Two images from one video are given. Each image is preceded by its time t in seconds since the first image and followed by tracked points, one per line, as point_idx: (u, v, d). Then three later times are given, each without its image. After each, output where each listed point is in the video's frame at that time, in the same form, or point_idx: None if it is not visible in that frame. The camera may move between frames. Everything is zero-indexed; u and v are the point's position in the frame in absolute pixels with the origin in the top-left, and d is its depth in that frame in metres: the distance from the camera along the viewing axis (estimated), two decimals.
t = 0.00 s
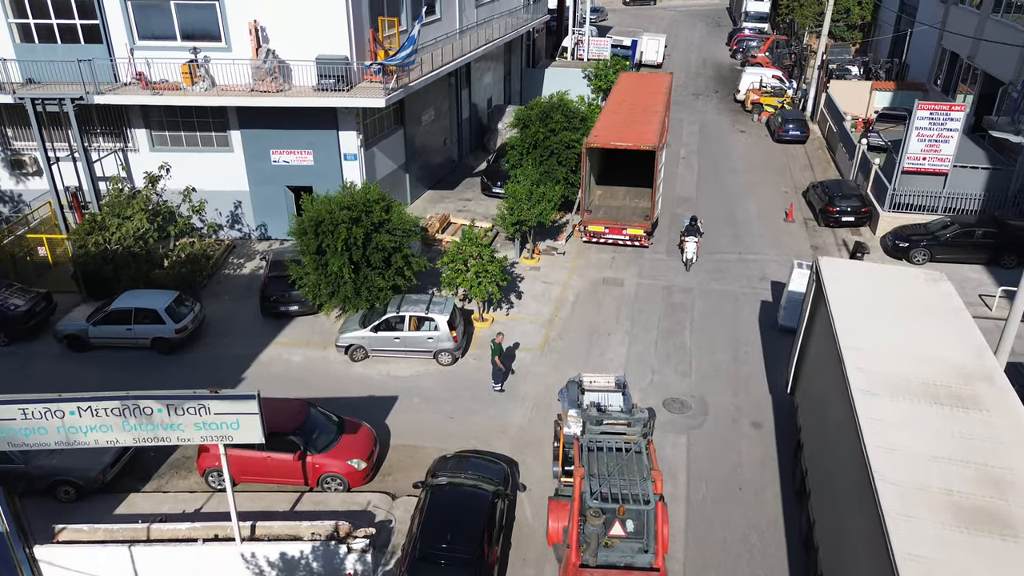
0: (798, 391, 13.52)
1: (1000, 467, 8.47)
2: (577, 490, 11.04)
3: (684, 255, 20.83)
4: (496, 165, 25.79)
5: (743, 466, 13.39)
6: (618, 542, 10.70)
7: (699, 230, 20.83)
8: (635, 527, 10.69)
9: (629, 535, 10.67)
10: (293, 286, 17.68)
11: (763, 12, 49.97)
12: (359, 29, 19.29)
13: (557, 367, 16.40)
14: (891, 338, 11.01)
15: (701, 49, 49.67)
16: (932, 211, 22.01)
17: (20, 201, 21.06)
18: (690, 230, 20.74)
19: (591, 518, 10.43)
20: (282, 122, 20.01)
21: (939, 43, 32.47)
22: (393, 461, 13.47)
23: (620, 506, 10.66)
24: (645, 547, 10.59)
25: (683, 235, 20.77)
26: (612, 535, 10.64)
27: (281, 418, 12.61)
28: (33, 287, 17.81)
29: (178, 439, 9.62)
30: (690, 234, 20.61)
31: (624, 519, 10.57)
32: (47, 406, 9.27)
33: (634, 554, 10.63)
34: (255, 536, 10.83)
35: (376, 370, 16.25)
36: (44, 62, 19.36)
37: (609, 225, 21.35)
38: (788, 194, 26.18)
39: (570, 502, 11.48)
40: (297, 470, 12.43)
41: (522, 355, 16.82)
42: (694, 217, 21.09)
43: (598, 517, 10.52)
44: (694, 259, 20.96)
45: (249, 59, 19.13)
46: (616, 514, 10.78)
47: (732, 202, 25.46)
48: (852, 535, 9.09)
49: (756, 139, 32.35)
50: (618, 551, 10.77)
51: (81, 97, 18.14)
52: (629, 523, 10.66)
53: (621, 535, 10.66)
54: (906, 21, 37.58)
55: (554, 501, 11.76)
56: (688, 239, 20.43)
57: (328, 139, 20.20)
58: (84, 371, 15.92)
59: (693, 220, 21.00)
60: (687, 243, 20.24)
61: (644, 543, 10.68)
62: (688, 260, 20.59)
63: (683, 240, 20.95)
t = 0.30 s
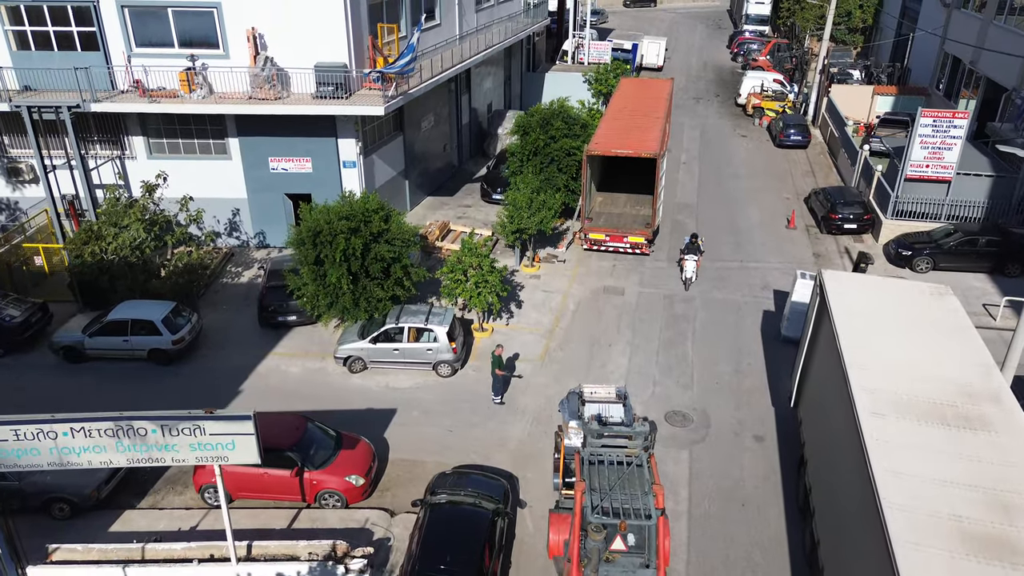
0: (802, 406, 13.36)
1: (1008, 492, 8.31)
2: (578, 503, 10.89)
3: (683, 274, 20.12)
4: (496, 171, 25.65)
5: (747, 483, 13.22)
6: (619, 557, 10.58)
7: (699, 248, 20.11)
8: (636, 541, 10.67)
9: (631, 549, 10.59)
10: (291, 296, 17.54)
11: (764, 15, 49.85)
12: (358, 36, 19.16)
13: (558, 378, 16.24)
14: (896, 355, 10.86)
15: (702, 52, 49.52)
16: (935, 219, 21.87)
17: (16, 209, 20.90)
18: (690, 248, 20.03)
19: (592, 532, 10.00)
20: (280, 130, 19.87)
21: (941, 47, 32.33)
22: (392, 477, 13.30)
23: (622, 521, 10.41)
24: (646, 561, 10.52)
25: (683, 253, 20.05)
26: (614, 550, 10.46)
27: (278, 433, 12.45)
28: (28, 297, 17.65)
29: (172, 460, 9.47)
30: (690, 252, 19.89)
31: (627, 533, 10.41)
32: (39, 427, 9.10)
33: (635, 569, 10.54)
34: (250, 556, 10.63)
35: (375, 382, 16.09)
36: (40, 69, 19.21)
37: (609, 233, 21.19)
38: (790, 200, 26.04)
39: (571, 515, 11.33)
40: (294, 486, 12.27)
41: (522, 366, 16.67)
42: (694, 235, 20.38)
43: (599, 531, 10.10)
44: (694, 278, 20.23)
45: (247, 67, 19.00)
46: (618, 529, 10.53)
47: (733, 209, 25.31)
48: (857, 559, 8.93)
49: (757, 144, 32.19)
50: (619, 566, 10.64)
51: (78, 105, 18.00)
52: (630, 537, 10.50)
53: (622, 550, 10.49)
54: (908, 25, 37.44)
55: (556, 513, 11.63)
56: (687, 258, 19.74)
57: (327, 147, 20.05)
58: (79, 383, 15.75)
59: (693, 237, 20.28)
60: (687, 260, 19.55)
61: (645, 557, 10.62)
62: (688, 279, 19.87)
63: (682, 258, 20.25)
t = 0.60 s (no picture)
0: (805, 421, 13.22)
1: (1017, 518, 8.16)
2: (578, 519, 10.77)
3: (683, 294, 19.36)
4: (496, 177, 25.51)
5: (749, 499, 13.08)
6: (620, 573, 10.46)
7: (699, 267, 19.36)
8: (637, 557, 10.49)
9: (632, 565, 10.47)
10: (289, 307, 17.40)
11: (765, 18, 49.76)
12: (357, 44, 19.02)
13: (559, 391, 16.10)
14: (901, 374, 10.71)
15: (702, 54, 49.42)
16: (938, 227, 21.72)
17: (13, 218, 20.78)
18: (690, 267, 19.27)
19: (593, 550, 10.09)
20: (279, 138, 19.74)
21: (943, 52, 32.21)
22: (391, 492, 13.16)
23: (623, 537, 10.35)
24: None
25: (682, 273, 19.28)
26: (614, 567, 10.37)
27: (275, 449, 12.30)
28: (25, 308, 17.53)
29: (167, 482, 9.33)
30: (690, 272, 19.13)
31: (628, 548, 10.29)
32: (32, 449, 8.95)
33: None
34: None
35: (373, 394, 15.95)
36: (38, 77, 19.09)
37: (610, 241, 21.03)
38: (792, 207, 25.89)
39: (572, 529, 11.24)
40: (292, 503, 12.12)
41: (522, 378, 16.53)
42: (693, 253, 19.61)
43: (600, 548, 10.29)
44: (694, 297, 19.51)
45: (246, 75, 18.88)
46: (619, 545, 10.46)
47: (735, 216, 25.17)
48: None
49: (758, 149, 32.05)
50: None
51: (75, 114, 17.87)
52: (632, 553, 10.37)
53: (623, 566, 10.39)
54: (909, 28, 37.31)
55: (556, 526, 11.51)
56: (687, 277, 18.96)
57: (326, 155, 19.91)
58: (76, 395, 15.61)
59: (693, 256, 19.53)
60: (687, 280, 18.79)
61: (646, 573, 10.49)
62: (688, 299, 19.13)
63: (682, 276, 19.50)
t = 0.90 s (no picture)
0: (809, 436, 13.08)
1: None
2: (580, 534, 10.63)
3: (684, 315, 18.64)
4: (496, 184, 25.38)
5: (752, 515, 12.92)
6: None
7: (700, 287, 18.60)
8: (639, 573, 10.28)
9: None
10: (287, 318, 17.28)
11: (765, 20, 49.73)
12: (356, 52, 18.90)
13: (559, 402, 15.95)
14: (906, 392, 10.57)
15: (703, 57, 49.34)
16: (941, 235, 21.58)
17: (10, 226, 20.65)
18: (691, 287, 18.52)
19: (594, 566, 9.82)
20: (278, 147, 19.61)
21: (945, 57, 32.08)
22: (390, 508, 13.03)
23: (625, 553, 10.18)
24: None
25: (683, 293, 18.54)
26: None
27: (272, 466, 12.15)
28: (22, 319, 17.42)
29: (162, 504, 9.19)
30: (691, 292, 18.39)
31: (630, 564, 10.14)
32: (25, 471, 8.83)
33: None
34: None
35: (372, 407, 15.81)
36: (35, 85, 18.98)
37: (611, 249, 20.88)
38: (793, 213, 25.76)
39: (573, 542, 11.13)
40: (290, 521, 11.98)
41: (522, 390, 16.39)
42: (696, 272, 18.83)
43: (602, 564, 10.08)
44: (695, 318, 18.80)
45: (244, 83, 18.75)
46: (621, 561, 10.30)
47: (736, 222, 25.04)
48: None
49: (759, 154, 31.92)
50: None
51: (72, 122, 17.74)
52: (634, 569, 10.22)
53: None
54: (911, 32, 37.20)
55: (556, 540, 11.38)
56: (689, 299, 18.19)
57: (325, 163, 19.78)
58: (72, 408, 15.48)
59: (693, 275, 18.77)
60: (689, 301, 18.05)
61: None
62: (688, 321, 18.39)
63: (683, 297, 18.76)
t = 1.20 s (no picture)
0: (811, 444, 12.95)
1: None
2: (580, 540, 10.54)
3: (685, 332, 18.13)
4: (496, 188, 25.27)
5: (755, 524, 12.79)
6: None
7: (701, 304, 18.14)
8: None
9: None
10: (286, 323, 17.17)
11: (766, 22, 49.67)
12: (356, 55, 18.78)
13: (560, 409, 15.83)
14: (911, 402, 10.44)
15: (704, 59, 49.24)
16: (944, 239, 21.46)
17: (7, 231, 20.52)
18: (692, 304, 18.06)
19: None
20: (277, 151, 19.49)
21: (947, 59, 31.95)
22: (389, 517, 12.90)
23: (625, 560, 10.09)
24: None
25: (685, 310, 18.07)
26: None
27: (270, 475, 12.02)
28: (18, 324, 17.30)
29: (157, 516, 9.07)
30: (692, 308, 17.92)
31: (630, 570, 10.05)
32: (18, 484, 8.70)
33: None
34: None
35: (371, 413, 15.68)
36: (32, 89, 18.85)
37: (611, 253, 20.76)
38: (795, 217, 25.63)
39: (574, 548, 11.02)
40: (288, 531, 11.86)
41: (522, 396, 16.27)
42: (697, 289, 18.49)
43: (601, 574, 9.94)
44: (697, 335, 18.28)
45: (242, 87, 18.63)
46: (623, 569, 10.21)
47: (737, 226, 24.91)
48: None
49: (760, 156, 31.81)
50: None
51: (69, 126, 17.61)
52: None
53: None
54: (912, 34, 37.09)
55: (556, 545, 11.28)
56: (690, 315, 17.72)
57: (325, 167, 19.67)
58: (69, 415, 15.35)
59: (694, 292, 18.36)
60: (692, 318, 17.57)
61: None
62: (690, 338, 17.88)
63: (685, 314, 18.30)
